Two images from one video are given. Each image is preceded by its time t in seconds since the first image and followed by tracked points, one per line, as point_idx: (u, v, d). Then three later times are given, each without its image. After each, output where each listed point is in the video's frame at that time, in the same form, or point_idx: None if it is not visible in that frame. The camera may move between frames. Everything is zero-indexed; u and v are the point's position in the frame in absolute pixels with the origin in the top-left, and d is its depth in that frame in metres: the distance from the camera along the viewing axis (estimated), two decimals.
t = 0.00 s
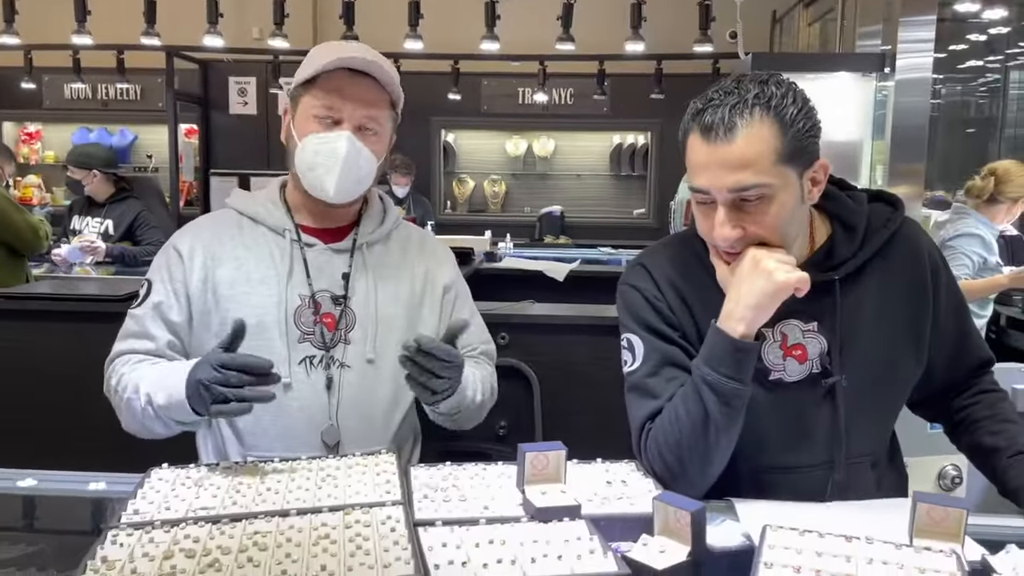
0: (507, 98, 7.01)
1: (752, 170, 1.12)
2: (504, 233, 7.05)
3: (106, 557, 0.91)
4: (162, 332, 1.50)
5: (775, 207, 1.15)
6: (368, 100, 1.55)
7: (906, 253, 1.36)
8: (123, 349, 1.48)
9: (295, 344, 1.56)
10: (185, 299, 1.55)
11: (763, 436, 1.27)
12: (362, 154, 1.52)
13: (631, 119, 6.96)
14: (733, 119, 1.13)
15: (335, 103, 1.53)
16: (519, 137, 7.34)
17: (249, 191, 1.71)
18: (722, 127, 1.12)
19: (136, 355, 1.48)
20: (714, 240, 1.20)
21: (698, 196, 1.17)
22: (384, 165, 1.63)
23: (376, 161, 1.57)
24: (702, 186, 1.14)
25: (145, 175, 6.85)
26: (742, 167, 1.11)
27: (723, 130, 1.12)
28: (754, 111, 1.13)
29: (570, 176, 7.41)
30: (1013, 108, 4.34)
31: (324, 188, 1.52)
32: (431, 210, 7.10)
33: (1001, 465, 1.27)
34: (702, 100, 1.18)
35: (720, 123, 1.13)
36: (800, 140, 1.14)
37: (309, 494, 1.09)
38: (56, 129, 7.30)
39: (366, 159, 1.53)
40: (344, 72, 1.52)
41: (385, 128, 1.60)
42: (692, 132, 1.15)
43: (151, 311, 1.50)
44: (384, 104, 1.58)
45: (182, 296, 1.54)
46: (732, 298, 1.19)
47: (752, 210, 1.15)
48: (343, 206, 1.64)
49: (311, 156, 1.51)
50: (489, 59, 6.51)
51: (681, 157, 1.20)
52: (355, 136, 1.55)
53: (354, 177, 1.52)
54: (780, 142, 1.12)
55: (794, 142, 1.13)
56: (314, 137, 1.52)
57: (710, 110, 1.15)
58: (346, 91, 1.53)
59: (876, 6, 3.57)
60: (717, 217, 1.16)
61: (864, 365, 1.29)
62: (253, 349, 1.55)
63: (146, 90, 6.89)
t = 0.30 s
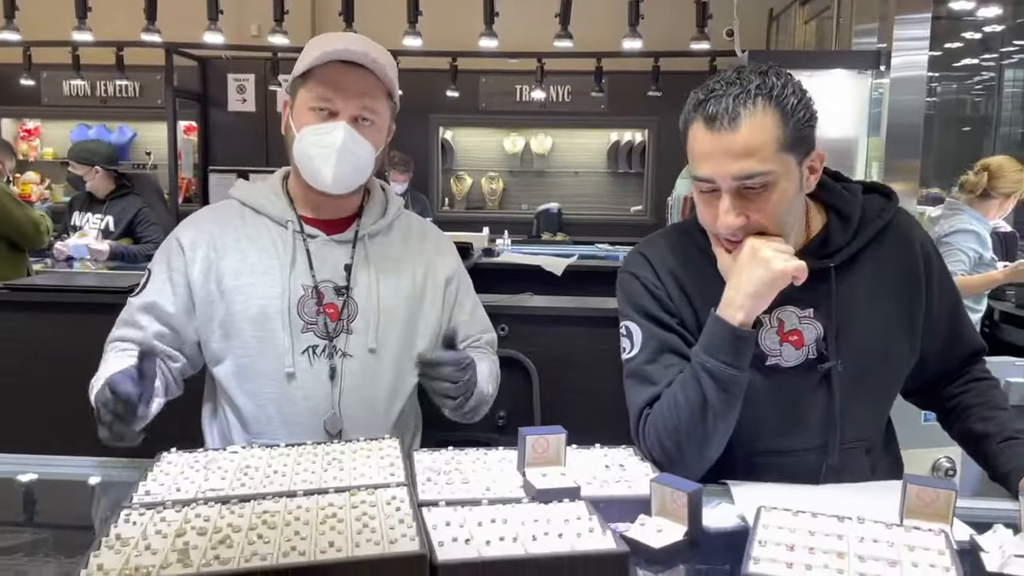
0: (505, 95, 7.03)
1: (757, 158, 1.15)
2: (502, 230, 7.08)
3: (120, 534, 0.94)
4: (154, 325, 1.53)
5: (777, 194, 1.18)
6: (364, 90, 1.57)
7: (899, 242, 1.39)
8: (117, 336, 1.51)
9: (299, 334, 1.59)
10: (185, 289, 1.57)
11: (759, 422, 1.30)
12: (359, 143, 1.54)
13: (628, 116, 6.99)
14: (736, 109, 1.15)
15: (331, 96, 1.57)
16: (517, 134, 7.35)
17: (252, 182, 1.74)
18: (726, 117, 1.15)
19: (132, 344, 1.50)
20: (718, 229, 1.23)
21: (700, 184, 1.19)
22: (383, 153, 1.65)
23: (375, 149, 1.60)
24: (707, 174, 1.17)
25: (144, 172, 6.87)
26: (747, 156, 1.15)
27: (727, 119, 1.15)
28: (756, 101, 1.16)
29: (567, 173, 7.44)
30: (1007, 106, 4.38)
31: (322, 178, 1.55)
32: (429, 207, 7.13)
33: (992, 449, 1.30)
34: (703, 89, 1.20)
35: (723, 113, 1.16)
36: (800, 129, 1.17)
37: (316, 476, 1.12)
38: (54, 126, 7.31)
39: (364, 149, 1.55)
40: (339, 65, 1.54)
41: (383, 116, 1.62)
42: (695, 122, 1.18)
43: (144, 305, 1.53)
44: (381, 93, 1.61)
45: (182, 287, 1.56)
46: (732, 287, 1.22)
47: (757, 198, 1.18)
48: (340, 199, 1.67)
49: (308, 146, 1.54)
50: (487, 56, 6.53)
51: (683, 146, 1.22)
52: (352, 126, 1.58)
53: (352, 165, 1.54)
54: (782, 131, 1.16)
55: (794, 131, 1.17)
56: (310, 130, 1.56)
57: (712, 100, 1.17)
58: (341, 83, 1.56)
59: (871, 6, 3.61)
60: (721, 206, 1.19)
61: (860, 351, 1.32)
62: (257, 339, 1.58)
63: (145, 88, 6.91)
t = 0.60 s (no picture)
0: (502, 94, 7.06)
1: (774, 150, 1.17)
2: (500, 228, 7.10)
3: (129, 517, 0.96)
4: (158, 321, 1.57)
5: (790, 183, 1.21)
6: (362, 75, 1.60)
7: (889, 232, 1.41)
8: (124, 334, 1.57)
9: (301, 326, 1.61)
10: (188, 283, 1.59)
11: (753, 409, 1.32)
12: (359, 128, 1.57)
13: (625, 114, 7.01)
14: (748, 102, 1.17)
15: (331, 83, 1.58)
16: (514, 132, 7.38)
17: (253, 175, 1.76)
18: (739, 111, 1.17)
19: (138, 341, 1.56)
20: (724, 221, 1.25)
21: (711, 177, 1.20)
22: (382, 141, 1.68)
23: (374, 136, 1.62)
24: (721, 167, 1.18)
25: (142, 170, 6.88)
26: (763, 148, 1.16)
27: (740, 113, 1.17)
28: (766, 93, 1.18)
29: (564, 171, 7.47)
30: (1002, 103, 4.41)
31: (324, 164, 1.56)
32: (427, 205, 7.15)
33: (980, 438, 1.32)
34: (709, 84, 1.22)
35: (736, 107, 1.17)
36: (803, 119, 1.21)
37: (319, 463, 1.15)
38: (52, 123, 7.33)
39: (363, 132, 1.57)
40: (339, 51, 1.57)
41: (382, 104, 1.65)
42: (704, 115, 1.19)
43: (150, 302, 1.57)
44: (379, 81, 1.63)
45: (184, 282, 1.59)
46: (734, 278, 1.23)
47: (772, 189, 1.20)
48: (339, 189, 1.69)
49: (309, 132, 1.56)
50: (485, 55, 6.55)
51: (690, 139, 1.24)
52: (352, 112, 1.60)
53: (352, 151, 1.56)
54: (791, 123, 1.18)
55: (799, 122, 1.20)
56: (311, 117, 1.57)
57: (721, 94, 1.19)
58: (341, 70, 1.58)
59: (866, 5, 3.64)
60: (743, 198, 1.20)
61: (850, 338, 1.35)
62: (260, 331, 1.60)
63: (142, 86, 6.92)
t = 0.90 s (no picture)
0: (500, 94, 7.08)
1: (768, 148, 1.19)
2: (498, 228, 7.12)
3: (135, 513, 0.98)
4: (155, 323, 1.58)
5: (784, 181, 1.23)
6: (357, 74, 1.61)
7: (880, 233, 1.43)
8: (120, 336, 1.58)
9: (302, 328, 1.63)
10: (186, 286, 1.61)
11: (748, 407, 1.34)
12: (353, 126, 1.58)
13: (623, 114, 7.04)
14: (744, 103, 1.19)
15: (325, 82, 1.60)
16: (512, 132, 7.39)
17: (248, 176, 1.77)
18: (734, 111, 1.19)
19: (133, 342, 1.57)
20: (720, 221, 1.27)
21: (707, 177, 1.22)
22: (377, 140, 1.69)
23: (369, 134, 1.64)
24: (716, 167, 1.20)
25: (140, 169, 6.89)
26: (759, 147, 1.18)
27: (736, 113, 1.18)
28: (760, 93, 1.20)
29: (562, 171, 7.49)
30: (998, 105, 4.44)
31: (318, 162, 1.58)
32: (425, 205, 7.16)
33: (972, 436, 1.35)
34: (704, 85, 1.24)
35: (732, 107, 1.19)
36: (795, 118, 1.23)
37: (322, 460, 1.16)
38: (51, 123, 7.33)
39: (357, 131, 1.59)
40: (333, 50, 1.58)
41: (376, 102, 1.66)
42: (700, 116, 1.21)
43: (149, 304, 1.58)
44: (373, 80, 1.65)
45: (184, 284, 1.61)
46: (728, 278, 1.25)
47: (767, 188, 1.22)
48: (334, 189, 1.71)
49: (303, 130, 1.57)
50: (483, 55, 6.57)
51: (685, 140, 1.26)
52: (346, 110, 1.61)
53: (347, 149, 1.58)
54: (785, 122, 1.20)
55: (793, 120, 1.23)
56: (305, 115, 1.59)
57: (716, 96, 1.21)
58: (335, 68, 1.59)
59: (862, 8, 3.67)
60: (739, 197, 1.22)
61: (843, 337, 1.37)
62: (261, 333, 1.61)
63: (141, 85, 6.94)
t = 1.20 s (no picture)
0: (497, 94, 7.09)
1: (760, 147, 1.20)
2: (495, 228, 7.14)
3: (134, 509, 0.99)
4: (146, 327, 1.54)
5: (776, 179, 1.24)
6: (342, 76, 1.62)
7: (865, 235, 1.45)
8: (104, 341, 1.51)
9: (295, 335, 1.63)
10: (179, 290, 1.59)
11: (737, 405, 1.36)
12: (339, 128, 1.59)
13: (620, 115, 7.06)
14: (733, 102, 1.21)
15: (310, 84, 1.61)
16: (509, 133, 7.41)
17: (231, 178, 1.76)
18: (724, 111, 1.20)
19: (121, 346, 1.51)
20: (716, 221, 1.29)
21: (699, 176, 1.24)
22: (364, 141, 1.70)
23: (355, 135, 1.64)
24: (708, 166, 1.22)
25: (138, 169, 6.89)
26: (749, 146, 1.20)
27: (726, 113, 1.20)
28: (749, 92, 1.22)
29: (559, 171, 7.51)
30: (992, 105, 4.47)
31: (305, 164, 1.59)
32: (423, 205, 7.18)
33: (959, 434, 1.37)
34: (694, 86, 1.25)
35: (722, 107, 1.21)
36: (784, 116, 1.25)
37: (318, 457, 1.18)
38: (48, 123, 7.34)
39: (343, 133, 1.60)
40: (317, 52, 1.59)
41: (362, 103, 1.67)
42: (691, 116, 1.23)
43: (141, 307, 1.54)
44: (358, 81, 1.65)
45: (176, 288, 1.59)
46: (722, 279, 1.27)
47: (761, 185, 1.24)
48: (322, 192, 1.72)
49: (289, 132, 1.58)
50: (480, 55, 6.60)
51: (676, 140, 1.27)
52: (331, 112, 1.62)
53: (333, 150, 1.58)
54: (774, 120, 1.22)
55: (783, 118, 1.24)
56: (292, 117, 1.60)
57: (706, 96, 1.22)
58: (320, 70, 1.60)
59: (858, 9, 3.69)
60: (732, 195, 1.23)
61: (833, 339, 1.38)
62: (254, 341, 1.61)
63: (139, 85, 6.95)
